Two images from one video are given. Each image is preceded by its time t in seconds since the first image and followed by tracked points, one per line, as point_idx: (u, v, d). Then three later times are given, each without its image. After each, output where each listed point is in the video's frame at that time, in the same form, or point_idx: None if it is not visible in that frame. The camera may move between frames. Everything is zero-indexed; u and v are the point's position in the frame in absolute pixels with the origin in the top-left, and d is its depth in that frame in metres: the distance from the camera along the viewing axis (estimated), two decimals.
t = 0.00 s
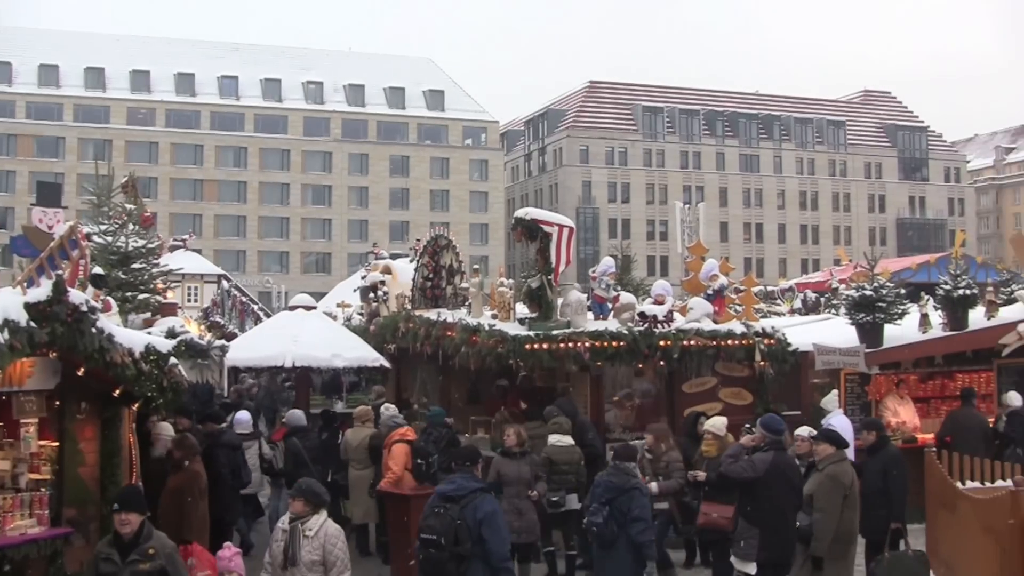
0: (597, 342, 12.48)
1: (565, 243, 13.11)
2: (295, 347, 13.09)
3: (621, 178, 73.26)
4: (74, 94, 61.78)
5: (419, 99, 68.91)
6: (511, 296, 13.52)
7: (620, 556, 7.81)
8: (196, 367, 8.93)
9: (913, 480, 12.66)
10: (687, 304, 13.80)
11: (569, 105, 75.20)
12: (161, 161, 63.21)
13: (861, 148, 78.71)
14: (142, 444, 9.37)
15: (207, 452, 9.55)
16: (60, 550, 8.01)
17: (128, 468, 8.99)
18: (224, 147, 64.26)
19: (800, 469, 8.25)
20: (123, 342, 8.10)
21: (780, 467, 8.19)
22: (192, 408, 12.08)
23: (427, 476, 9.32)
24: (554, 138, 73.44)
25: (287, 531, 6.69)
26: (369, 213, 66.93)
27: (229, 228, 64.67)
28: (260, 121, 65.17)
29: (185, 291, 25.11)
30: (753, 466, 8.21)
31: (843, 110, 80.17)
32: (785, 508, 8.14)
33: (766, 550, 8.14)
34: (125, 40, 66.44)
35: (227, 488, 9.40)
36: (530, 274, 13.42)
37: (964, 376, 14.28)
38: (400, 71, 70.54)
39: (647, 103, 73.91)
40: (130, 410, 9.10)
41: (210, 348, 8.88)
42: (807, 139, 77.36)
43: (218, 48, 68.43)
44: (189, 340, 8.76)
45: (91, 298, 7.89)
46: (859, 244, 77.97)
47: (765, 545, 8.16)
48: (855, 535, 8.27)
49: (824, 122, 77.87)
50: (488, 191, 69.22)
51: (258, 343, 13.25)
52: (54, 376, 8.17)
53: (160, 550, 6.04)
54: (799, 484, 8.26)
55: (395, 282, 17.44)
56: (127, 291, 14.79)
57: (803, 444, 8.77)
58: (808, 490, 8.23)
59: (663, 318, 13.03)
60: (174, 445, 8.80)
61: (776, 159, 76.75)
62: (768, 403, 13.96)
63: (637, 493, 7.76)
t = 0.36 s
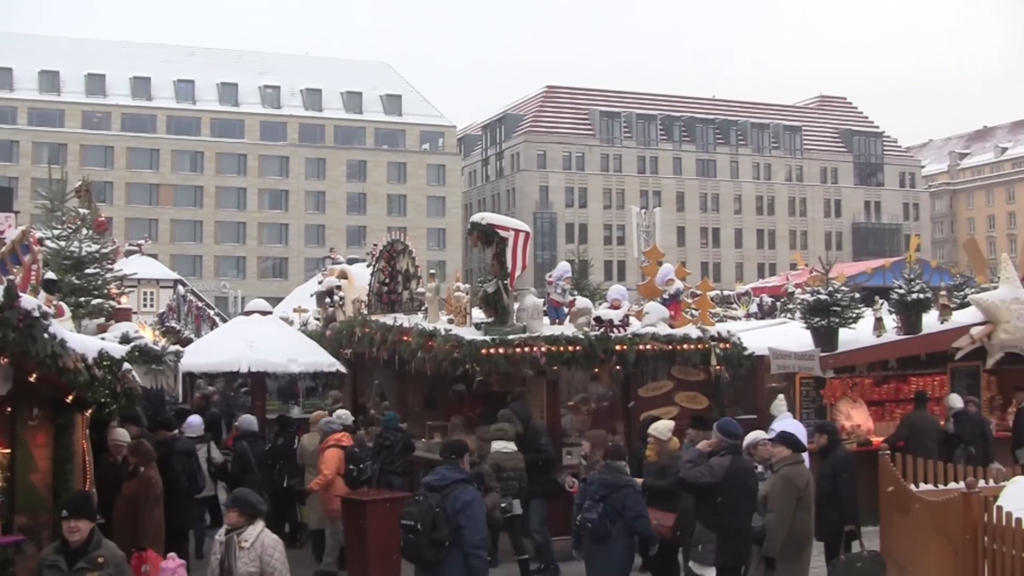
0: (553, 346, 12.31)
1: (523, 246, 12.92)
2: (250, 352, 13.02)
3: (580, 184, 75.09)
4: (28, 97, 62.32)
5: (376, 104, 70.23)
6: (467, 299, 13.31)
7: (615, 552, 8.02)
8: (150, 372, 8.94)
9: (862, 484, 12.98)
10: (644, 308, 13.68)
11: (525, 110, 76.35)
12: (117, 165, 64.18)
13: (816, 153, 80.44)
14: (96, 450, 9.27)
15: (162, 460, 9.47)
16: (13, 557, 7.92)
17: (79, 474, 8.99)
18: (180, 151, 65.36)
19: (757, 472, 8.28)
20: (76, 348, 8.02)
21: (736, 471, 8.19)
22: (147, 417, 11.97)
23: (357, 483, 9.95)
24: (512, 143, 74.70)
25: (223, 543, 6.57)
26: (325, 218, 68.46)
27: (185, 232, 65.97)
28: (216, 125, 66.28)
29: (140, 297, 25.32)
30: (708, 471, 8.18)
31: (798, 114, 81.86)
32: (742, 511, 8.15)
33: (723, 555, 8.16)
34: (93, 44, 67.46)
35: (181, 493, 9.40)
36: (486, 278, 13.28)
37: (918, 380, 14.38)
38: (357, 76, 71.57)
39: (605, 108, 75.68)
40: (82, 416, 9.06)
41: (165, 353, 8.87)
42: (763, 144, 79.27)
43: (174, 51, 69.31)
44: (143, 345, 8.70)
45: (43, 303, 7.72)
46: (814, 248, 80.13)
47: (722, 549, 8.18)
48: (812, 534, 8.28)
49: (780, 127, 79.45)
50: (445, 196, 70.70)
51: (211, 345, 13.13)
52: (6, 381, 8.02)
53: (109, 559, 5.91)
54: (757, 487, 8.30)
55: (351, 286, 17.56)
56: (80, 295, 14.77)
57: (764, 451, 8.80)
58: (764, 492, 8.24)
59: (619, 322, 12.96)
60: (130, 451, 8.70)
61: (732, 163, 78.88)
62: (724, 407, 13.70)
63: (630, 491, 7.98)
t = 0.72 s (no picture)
0: (507, 349, 12.56)
1: (475, 248, 13.09)
2: (203, 352, 13.00)
3: (536, 186, 75.83)
4: None
5: (333, 105, 70.70)
6: (421, 302, 13.51)
7: (597, 541, 8.30)
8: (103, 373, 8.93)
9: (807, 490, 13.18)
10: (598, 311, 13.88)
11: (482, 113, 77.31)
12: (71, 165, 64.51)
13: (770, 158, 82.40)
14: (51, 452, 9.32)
15: (114, 463, 9.64)
16: None
17: (31, 477, 9.02)
18: (135, 151, 65.72)
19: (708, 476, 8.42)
20: (26, 348, 8.01)
21: (688, 474, 8.34)
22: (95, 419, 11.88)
23: (287, 482, 10.18)
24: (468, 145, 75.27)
25: (135, 546, 6.65)
26: (281, 219, 68.79)
27: (139, 232, 66.30)
28: (171, 125, 66.55)
29: (95, 295, 25.33)
30: (660, 473, 8.39)
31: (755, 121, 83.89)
32: (693, 514, 8.26)
33: (672, 557, 8.23)
34: (59, 43, 67.65)
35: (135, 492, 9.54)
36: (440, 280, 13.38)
37: (869, 384, 14.60)
38: (314, 77, 71.96)
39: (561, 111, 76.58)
40: (34, 417, 9.07)
41: (117, 354, 8.86)
42: (719, 148, 80.98)
43: (128, 49, 69.46)
44: (94, 347, 8.69)
45: None
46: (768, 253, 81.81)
47: (671, 551, 8.26)
48: (764, 536, 8.36)
49: (736, 132, 81.74)
50: (401, 198, 71.38)
51: (163, 347, 13.07)
52: None
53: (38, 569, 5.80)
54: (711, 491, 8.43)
55: (305, 288, 17.69)
56: (28, 296, 14.14)
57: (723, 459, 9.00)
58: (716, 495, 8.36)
59: (573, 325, 13.33)
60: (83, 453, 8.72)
61: (687, 167, 80.09)
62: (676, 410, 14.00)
63: (609, 484, 8.25)
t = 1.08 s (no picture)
0: (463, 348, 12.74)
1: (432, 247, 13.32)
2: (159, 351, 12.93)
3: (493, 186, 75.99)
4: None
5: (291, 103, 70.94)
6: (377, 301, 13.64)
7: (581, 536, 8.74)
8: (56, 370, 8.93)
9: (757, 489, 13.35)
10: (554, 310, 14.12)
11: (440, 112, 77.20)
12: (25, 161, 64.24)
13: (730, 159, 83.42)
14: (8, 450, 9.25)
15: (69, 463, 9.95)
16: None
17: None
18: (91, 148, 65.65)
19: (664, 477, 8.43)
20: None
21: (638, 475, 8.31)
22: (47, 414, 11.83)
23: (215, 483, 10.21)
24: (427, 144, 75.57)
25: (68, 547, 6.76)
26: (238, 217, 68.87)
27: (96, 229, 66.13)
28: (129, 122, 66.60)
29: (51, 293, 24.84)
30: (608, 472, 8.33)
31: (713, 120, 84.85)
32: (646, 513, 8.29)
33: (625, 556, 8.24)
34: (25, 38, 67.73)
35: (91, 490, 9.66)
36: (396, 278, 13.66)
37: (824, 385, 14.87)
38: (271, 74, 72.13)
39: (520, 111, 77.01)
40: None
41: (69, 351, 8.85)
42: (677, 149, 81.76)
43: (87, 45, 69.34)
44: (47, 344, 8.66)
45: None
46: (725, 253, 82.84)
47: (623, 551, 8.26)
48: (717, 536, 8.50)
49: (694, 133, 82.55)
50: (359, 196, 71.82)
51: (118, 345, 13.02)
52: None
53: None
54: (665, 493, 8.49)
55: (261, 286, 17.72)
56: None
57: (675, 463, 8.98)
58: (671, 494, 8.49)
59: (529, 324, 13.50)
60: (36, 451, 8.68)
61: (646, 167, 80.89)
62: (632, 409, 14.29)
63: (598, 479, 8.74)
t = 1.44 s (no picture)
0: (420, 344, 12.97)
1: (390, 243, 13.52)
2: (115, 347, 12.98)
3: (452, 181, 76.06)
4: None
5: (250, 97, 70.95)
6: (335, 297, 13.95)
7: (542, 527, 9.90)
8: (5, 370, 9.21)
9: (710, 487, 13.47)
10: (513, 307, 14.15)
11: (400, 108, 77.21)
12: None
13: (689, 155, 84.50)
14: None
15: (25, 460, 10.05)
16: None
17: None
18: (48, 142, 65.38)
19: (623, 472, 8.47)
20: None
21: (596, 471, 8.37)
22: None
23: (155, 478, 10.44)
24: (386, 140, 75.70)
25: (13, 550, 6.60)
26: (196, 212, 68.77)
27: (53, 224, 66.12)
28: (86, 116, 66.61)
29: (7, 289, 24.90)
30: (565, 467, 8.38)
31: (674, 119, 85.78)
32: (605, 507, 8.33)
33: (575, 551, 8.29)
34: None
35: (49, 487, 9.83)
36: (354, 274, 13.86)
37: (782, 381, 15.08)
38: (229, 68, 72.17)
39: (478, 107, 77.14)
40: None
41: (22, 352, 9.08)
42: (636, 146, 82.47)
43: (44, 38, 69.15)
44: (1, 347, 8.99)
45: None
46: (683, 250, 83.92)
47: (575, 546, 8.32)
48: (675, 530, 8.58)
49: (653, 129, 83.14)
50: (318, 192, 72.19)
51: (72, 342, 13.04)
52: None
53: None
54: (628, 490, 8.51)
55: (219, 281, 17.76)
56: None
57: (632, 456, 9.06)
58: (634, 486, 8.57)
59: (487, 320, 13.64)
60: None
61: (605, 164, 81.51)
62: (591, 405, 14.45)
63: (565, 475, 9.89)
